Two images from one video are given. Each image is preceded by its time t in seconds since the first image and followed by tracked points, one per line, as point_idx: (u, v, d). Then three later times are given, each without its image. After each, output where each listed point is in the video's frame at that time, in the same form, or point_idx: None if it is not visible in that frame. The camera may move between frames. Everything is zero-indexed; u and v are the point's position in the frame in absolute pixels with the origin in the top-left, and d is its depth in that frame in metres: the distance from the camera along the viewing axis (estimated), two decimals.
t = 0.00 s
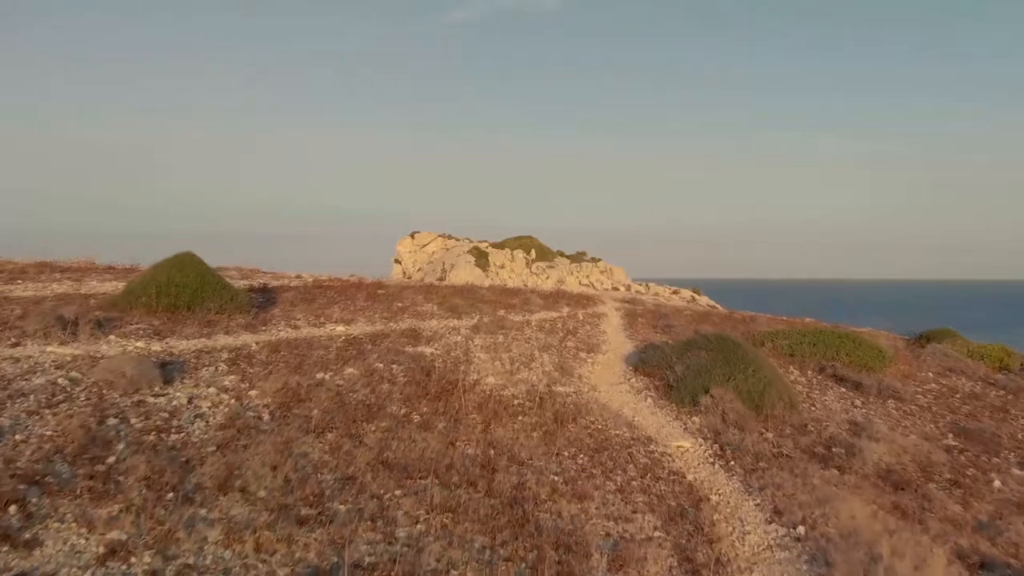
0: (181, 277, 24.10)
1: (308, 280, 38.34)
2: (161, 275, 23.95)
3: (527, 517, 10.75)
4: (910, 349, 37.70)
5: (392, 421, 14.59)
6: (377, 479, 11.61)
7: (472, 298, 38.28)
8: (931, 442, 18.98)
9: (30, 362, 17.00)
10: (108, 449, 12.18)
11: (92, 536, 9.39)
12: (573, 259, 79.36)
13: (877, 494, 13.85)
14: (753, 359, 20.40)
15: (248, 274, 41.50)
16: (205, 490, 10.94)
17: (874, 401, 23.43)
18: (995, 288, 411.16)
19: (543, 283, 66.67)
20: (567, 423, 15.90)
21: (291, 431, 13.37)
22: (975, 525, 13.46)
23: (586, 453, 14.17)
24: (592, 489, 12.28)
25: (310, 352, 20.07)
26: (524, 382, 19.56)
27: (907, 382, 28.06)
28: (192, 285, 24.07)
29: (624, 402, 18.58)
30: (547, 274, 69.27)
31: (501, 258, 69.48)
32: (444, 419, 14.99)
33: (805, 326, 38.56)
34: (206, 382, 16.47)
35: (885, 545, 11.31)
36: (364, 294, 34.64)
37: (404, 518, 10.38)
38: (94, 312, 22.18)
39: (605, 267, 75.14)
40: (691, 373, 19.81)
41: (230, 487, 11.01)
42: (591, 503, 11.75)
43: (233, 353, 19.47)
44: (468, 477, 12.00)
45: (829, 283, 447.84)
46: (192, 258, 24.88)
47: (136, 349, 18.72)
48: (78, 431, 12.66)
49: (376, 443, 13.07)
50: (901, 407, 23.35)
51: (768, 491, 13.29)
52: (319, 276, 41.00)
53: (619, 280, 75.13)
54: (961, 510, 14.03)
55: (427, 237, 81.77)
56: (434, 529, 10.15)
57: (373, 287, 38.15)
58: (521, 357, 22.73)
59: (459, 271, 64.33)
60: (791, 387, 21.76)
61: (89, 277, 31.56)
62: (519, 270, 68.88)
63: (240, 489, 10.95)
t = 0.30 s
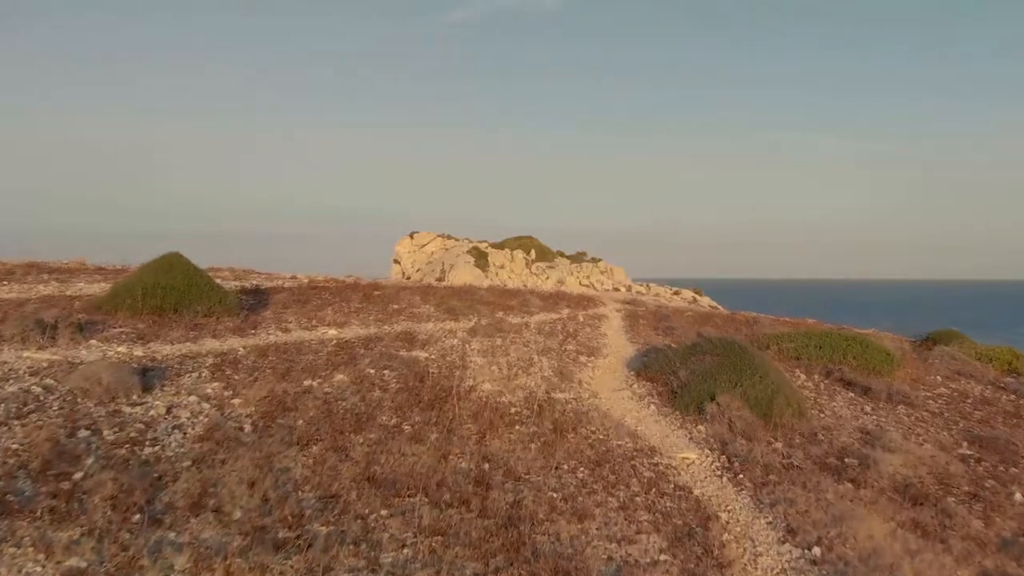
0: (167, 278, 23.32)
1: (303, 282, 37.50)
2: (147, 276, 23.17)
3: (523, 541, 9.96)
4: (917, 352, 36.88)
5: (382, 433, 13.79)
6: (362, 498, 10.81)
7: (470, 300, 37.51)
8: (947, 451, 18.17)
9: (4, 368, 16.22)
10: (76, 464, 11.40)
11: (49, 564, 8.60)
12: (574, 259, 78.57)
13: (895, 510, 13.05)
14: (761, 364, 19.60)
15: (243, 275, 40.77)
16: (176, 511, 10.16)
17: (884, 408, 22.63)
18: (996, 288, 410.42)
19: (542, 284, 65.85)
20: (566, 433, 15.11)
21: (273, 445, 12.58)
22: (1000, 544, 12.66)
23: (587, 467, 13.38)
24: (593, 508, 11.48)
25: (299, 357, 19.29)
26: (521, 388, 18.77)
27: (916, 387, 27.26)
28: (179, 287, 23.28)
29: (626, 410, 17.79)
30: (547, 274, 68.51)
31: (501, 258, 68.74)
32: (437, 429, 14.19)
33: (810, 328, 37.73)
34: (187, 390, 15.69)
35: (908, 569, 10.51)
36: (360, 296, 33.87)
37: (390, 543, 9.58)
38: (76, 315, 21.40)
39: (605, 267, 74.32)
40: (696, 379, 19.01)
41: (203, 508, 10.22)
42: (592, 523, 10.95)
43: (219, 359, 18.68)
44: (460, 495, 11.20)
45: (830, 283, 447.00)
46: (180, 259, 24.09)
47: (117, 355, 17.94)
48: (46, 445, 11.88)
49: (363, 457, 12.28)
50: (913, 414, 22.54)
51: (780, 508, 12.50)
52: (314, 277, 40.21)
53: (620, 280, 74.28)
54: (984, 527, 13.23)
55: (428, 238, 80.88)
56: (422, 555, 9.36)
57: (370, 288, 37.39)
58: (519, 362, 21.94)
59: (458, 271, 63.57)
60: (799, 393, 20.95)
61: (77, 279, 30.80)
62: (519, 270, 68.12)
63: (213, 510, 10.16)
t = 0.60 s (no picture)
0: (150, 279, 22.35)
1: (296, 282, 36.58)
2: (129, 277, 22.23)
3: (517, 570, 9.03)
4: (925, 354, 35.93)
5: (367, 445, 12.86)
6: (341, 520, 9.89)
7: (468, 300, 36.63)
8: (967, 462, 17.24)
9: None
10: (30, 482, 10.47)
11: None
12: (574, 259, 77.62)
13: (919, 529, 12.14)
14: (770, 369, 18.69)
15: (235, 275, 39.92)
16: (136, 536, 9.24)
17: (897, 414, 21.70)
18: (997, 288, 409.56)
19: (541, 284, 64.91)
20: (564, 443, 14.19)
21: (248, 460, 11.65)
22: None
23: (588, 482, 12.45)
24: (593, 530, 10.55)
25: (285, 362, 18.37)
26: (518, 394, 17.85)
27: (928, 391, 26.34)
28: (162, 288, 22.33)
29: (629, 418, 16.86)
30: (546, 275, 67.63)
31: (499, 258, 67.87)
32: (426, 441, 13.26)
33: (815, 330, 36.79)
34: (163, 399, 14.77)
35: None
36: (354, 297, 32.96)
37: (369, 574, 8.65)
38: (53, 317, 20.47)
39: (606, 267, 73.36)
40: (702, 386, 18.08)
41: (165, 533, 9.30)
42: (592, 548, 10.02)
43: (199, 364, 17.75)
44: (449, 516, 10.28)
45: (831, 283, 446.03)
46: (163, 259, 23.16)
47: (91, 361, 17.02)
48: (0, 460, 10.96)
49: (345, 473, 11.37)
50: (927, 420, 21.61)
51: (796, 528, 11.59)
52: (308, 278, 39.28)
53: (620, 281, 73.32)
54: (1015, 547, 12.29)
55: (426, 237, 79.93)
56: None
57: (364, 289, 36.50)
58: (516, 366, 21.02)
59: (456, 271, 62.68)
60: (809, 399, 20.02)
61: (62, 279, 29.89)
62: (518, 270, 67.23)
63: (176, 535, 9.24)
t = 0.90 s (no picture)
0: (133, 279, 21.47)
1: (289, 283, 35.73)
2: (111, 276, 21.40)
3: None
4: (934, 356, 35.07)
5: (351, 456, 12.06)
6: (319, 541, 9.09)
7: (466, 301, 35.83)
8: (985, 471, 16.41)
9: None
10: None
11: None
12: (573, 259, 76.80)
13: (942, 547, 11.33)
14: (778, 373, 17.87)
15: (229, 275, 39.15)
16: (93, 559, 8.43)
17: (908, 420, 20.88)
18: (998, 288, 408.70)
19: (540, 285, 64.04)
20: (562, 452, 13.38)
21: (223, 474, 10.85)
22: None
23: (587, 496, 11.64)
24: (593, 551, 9.74)
25: (271, 366, 17.55)
26: (514, 399, 17.03)
27: (938, 395, 25.52)
28: (145, 289, 21.50)
29: (630, 425, 16.05)
30: (546, 275, 66.85)
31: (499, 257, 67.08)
32: (415, 451, 12.45)
33: (821, 331, 35.94)
34: (137, 406, 13.96)
35: None
36: (348, 297, 32.16)
37: None
38: (31, 318, 19.66)
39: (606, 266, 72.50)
40: (707, 391, 17.26)
41: (124, 556, 8.49)
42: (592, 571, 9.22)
43: (180, 368, 16.94)
44: (436, 537, 9.47)
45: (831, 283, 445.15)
46: (148, 258, 22.32)
47: (65, 365, 16.21)
48: None
49: (325, 489, 10.57)
50: (940, 426, 20.77)
51: (811, 546, 10.78)
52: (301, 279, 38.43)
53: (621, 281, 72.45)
54: None
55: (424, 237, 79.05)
56: None
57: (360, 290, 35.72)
58: (513, 369, 20.20)
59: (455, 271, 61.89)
60: (818, 404, 19.19)
61: (48, 279, 29.11)
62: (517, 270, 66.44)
63: (136, 558, 8.43)
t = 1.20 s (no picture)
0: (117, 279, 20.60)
1: (282, 283, 34.89)
2: (94, 277, 20.55)
3: None
4: (943, 358, 34.19)
5: (336, 471, 11.20)
6: (295, 569, 8.24)
7: (464, 302, 35.00)
8: (1009, 482, 15.55)
9: None
10: None
11: None
12: (573, 259, 75.96)
13: (974, 568, 10.47)
14: (790, 378, 17.02)
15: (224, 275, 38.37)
16: None
17: (923, 426, 20.03)
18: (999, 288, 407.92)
19: (540, 285, 63.18)
20: (563, 464, 12.53)
21: (196, 492, 9.99)
22: None
23: (590, 514, 10.79)
24: None
25: (257, 372, 16.70)
26: (512, 406, 16.18)
27: (952, 399, 24.67)
28: (129, 290, 20.64)
29: (634, 434, 15.20)
30: (546, 275, 66.03)
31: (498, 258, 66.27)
32: (405, 464, 11.59)
33: (827, 333, 35.07)
34: (111, 416, 13.10)
35: None
36: (344, 298, 31.35)
37: None
38: (8, 321, 18.82)
39: (607, 266, 71.62)
40: (715, 397, 16.40)
41: None
42: None
43: (161, 374, 16.09)
44: (425, 564, 8.61)
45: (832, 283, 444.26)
46: (132, 258, 21.46)
47: (39, 371, 15.37)
48: None
49: (306, 509, 9.71)
50: (957, 433, 19.90)
51: (833, 570, 9.93)
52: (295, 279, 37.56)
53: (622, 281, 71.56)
54: None
55: (423, 237, 78.12)
56: None
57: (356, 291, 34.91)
58: (511, 373, 19.35)
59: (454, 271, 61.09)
60: (831, 411, 18.33)
61: (35, 280, 28.30)
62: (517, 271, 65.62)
63: None
